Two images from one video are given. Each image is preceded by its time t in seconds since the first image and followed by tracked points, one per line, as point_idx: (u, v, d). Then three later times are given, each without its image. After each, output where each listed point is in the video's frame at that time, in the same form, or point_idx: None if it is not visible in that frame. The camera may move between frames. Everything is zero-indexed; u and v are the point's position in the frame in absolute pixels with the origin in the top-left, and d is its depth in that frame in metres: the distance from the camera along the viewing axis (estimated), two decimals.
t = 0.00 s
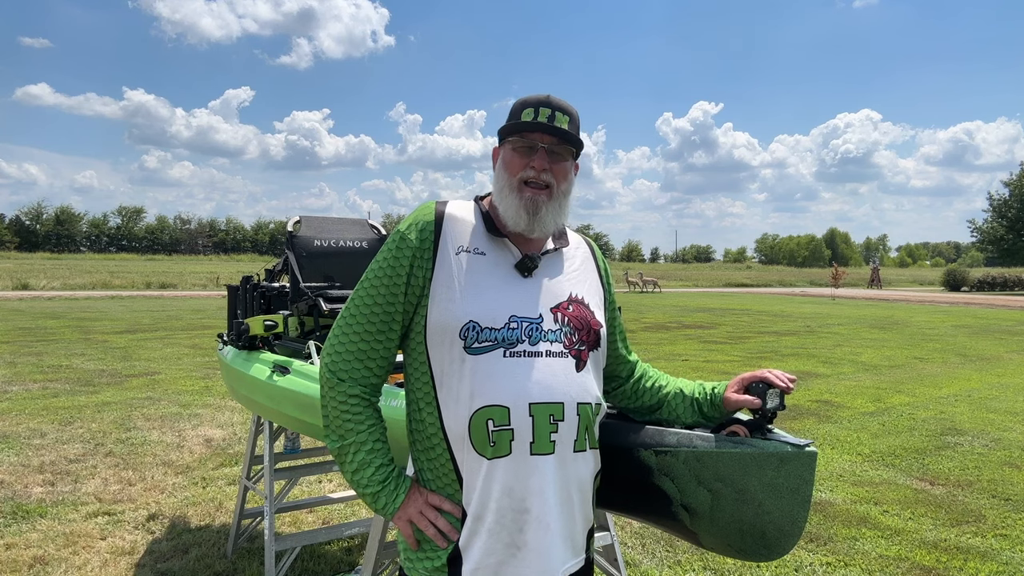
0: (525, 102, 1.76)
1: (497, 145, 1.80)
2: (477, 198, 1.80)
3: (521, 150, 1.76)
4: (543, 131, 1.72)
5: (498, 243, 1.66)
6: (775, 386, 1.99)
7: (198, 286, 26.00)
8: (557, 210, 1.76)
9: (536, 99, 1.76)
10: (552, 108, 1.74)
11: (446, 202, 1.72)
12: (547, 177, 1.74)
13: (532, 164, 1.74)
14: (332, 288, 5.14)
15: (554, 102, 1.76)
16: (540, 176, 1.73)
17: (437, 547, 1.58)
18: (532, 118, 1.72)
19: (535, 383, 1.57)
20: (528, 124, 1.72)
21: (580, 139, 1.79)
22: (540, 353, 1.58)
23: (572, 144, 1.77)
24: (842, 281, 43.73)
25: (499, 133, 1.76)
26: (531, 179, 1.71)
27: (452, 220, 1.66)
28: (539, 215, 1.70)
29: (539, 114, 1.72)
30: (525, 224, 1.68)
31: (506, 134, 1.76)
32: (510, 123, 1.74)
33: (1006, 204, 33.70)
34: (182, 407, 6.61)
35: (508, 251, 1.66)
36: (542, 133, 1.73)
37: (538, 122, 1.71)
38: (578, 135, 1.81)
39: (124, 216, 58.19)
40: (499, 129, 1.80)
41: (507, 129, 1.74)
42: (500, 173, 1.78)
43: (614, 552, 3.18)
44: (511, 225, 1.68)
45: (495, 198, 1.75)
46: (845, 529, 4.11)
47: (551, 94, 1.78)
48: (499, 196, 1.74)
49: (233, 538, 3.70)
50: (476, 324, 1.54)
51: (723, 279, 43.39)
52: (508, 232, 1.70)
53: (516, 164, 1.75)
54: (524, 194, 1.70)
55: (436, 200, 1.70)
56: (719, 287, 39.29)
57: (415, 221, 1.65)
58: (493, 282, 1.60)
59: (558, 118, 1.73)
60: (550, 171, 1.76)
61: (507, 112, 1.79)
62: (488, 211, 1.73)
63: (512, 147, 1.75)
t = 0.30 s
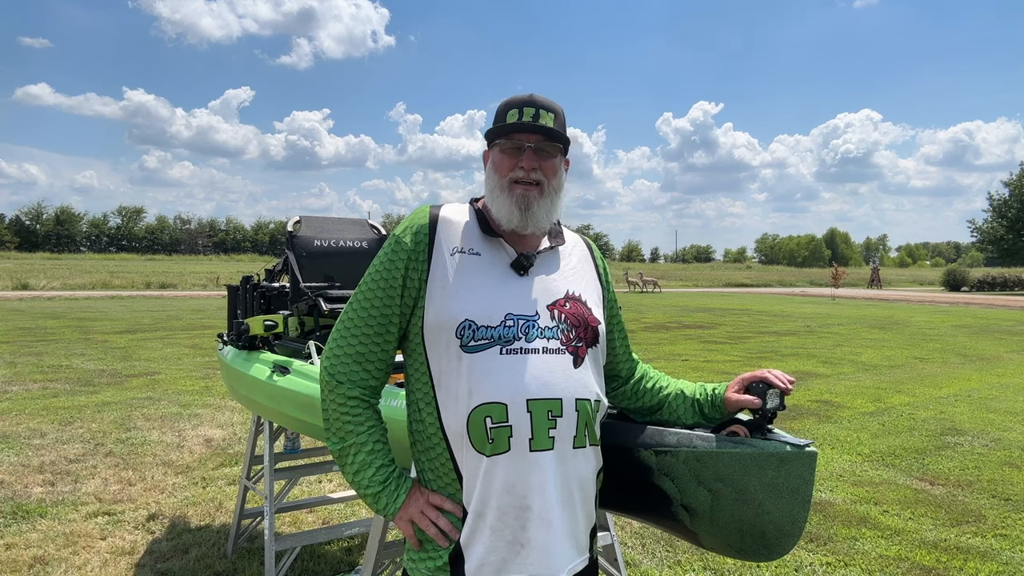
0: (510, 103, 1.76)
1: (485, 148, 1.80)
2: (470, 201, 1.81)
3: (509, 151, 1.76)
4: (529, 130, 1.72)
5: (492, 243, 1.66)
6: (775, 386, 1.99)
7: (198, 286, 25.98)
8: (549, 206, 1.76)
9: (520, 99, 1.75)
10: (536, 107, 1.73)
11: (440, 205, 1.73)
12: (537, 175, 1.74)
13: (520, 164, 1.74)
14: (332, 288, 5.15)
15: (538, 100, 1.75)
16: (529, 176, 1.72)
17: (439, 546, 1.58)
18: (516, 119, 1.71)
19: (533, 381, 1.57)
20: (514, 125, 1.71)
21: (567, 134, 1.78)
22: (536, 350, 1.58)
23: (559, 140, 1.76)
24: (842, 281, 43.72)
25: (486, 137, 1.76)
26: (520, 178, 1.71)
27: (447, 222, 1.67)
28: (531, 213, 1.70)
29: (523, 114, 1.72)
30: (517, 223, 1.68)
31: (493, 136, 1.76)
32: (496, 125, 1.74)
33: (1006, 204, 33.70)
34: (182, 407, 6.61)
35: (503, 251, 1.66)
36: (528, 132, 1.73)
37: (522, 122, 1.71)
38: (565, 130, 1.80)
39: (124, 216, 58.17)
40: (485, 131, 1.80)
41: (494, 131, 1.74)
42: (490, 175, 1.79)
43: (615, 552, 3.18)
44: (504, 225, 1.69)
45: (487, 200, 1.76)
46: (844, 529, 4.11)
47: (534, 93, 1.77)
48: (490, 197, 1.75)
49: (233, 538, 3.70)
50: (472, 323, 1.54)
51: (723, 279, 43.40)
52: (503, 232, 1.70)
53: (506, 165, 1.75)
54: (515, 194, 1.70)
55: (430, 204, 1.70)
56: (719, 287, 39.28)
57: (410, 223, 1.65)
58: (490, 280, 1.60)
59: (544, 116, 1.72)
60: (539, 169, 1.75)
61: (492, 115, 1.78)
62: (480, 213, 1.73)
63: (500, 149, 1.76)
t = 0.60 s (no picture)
0: (516, 105, 1.75)
1: (490, 148, 1.80)
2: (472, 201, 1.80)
3: (514, 153, 1.76)
4: (535, 134, 1.71)
5: (493, 244, 1.66)
6: (775, 386, 1.99)
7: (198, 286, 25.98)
8: (553, 210, 1.76)
9: (527, 102, 1.75)
10: (543, 110, 1.73)
11: (441, 206, 1.73)
12: (541, 179, 1.74)
13: (526, 167, 1.74)
14: (332, 288, 5.17)
15: (545, 104, 1.75)
16: (534, 180, 1.73)
17: (434, 544, 1.58)
18: (523, 122, 1.70)
19: (530, 383, 1.57)
20: (520, 128, 1.71)
21: (573, 139, 1.78)
22: (534, 353, 1.58)
23: (565, 146, 1.76)
24: (842, 281, 43.71)
25: (492, 138, 1.76)
26: (525, 182, 1.71)
27: (447, 224, 1.66)
28: (535, 216, 1.70)
29: (530, 117, 1.71)
30: (521, 225, 1.68)
31: (500, 138, 1.75)
32: (503, 127, 1.73)
33: (1006, 204, 33.68)
34: (182, 407, 6.61)
35: (503, 253, 1.66)
36: (534, 136, 1.72)
37: (529, 126, 1.70)
38: (571, 134, 1.79)
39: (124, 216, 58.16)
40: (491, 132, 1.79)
41: (501, 133, 1.74)
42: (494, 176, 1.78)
43: (615, 552, 3.18)
44: (507, 227, 1.69)
45: (490, 201, 1.75)
46: (844, 529, 4.11)
47: (542, 96, 1.77)
48: (494, 199, 1.75)
49: (233, 538, 3.70)
50: (470, 325, 1.54)
51: (723, 279, 43.40)
52: (505, 233, 1.70)
53: (510, 168, 1.75)
54: (519, 196, 1.70)
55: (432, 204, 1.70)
56: (720, 287, 39.27)
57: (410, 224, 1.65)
58: (489, 283, 1.60)
59: (551, 120, 1.72)
60: (544, 174, 1.75)
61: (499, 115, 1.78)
62: (482, 214, 1.73)
63: (505, 151, 1.76)
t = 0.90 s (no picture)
0: (532, 105, 1.74)
1: (501, 145, 1.80)
2: (475, 198, 1.80)
3: (525, 154, 1.75)
4: (549, 138, 1.71)
5: (494, 244, 1.66)
6: (776, 385, 2.00)
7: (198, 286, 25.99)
8: (557, 216, 1.75)
9: (545, 104, 1.74)
10: (560, 116, 1.72)
11: (442, 202, 1.72)
12: (549, 184, 1.74)
13: (535, 171, 1.74)
14: (332, 288, 5.18)
15: (562, 109, 1.75)
16: (541, 184, 1.73)
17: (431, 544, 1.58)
18: (538, 124, 1.70)
19: (529, 384, 1.58)
20: (535, 131, 1.70)
21: (585, 149, 1.78)
22: (536, 354, 1.60)
23: (576, 155, 1.76)
24: (842, 281, 43.71)
25: (504, 136, 1.75)
26: (533, 185, 1.71)
27: (448, 221, 1.66)
28: (539, 219, 1.69)
29: (546, 120, 1.71)
30: (524, 227, 1.67)
31: (512, 137, 1.75)
32: (517, 126, 1.73)
33: (1006, 204, 33.69)
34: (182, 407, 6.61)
35: (503, 252, 1.66)
36: (547, 140, 1.72)
37: (543, 129, 1.70)
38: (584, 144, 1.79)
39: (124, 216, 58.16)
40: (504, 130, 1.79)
41: (514, 133, 1.74)
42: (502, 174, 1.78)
43: (614, 552, 3.18)
44: (509, 228, 1.68)
45: (495, 199, 1.75)
46: (844, 529, 4.11)
47: (560, 101, 1.77)
48: (499, 197, 1.74)
49: (233, 539, 3.69)
50: (470, 324, 1.55)
51: (723, 279, 43.40)
52: (506, 233, 1.69)
53: (519, 169, 1.75)
54: (525, 198, 1.69)
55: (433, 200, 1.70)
56: (720, 287, 39.26)
57: (411, 220, 1.64)
58: (489, 282, 1.60)
59: (565, 126, 1.72)
60: (552, 180, 1.75)
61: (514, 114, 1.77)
62: (486, 212, 1.72)
63: (517, 151, 1.75)
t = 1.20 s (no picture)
0: (541, 107, 1.75)
1: (506, 144, 1.79)
2: (475, 197, 1.79)
3: (529, 156, 1.75)
4: (555, 142, 1.71)
5: (492, 243, 1.66)
6: (775, 385, 2.00)
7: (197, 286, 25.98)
8: (556, 220, 1.75)
9: (555, 108, 1.74)
10: (568, 121, 1.73)
11: (442, 200, 1.72)
12: (551, 188, 1.74)
13: (538, 173, 1.74)
14: (332, 288, 5.19)
15: (570, 115, 1.75)
16: (543, 187, 1.73)
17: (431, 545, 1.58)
18: (546, 127, 1.71)
19: (529, 382, 1.58)
20: (542, 133, 1.71)
21: (590, 156, 1.78)
22: (537, 352, 1.60)
23: (580, 160, 1.76)
24: (842, 281, 43.70)
25: (511, 136, 1.75)
26: (535, 187, 1.71)
27: (447, 219, 1.66)
28: (538, 222, 1.69)
29: (554, 124, 1.71)
30: (523, 228, 1.67)
31: (518, 137, 1.75)
32: (523, 127, 1.73)
33: (1006, 204, 33.70)
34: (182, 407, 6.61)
35: (502, 251, 1.66)
36: (553, 144, 1.73)
37: (550, 133, 1.70)
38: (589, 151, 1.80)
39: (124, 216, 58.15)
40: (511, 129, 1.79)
41: (520, 133, 1.74)
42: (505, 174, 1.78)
43: (614, 552, 3.18)
44: (508, 228, 1.68)
45: (496, 198, 1.74)
46: (844, 529, 4.11)
47: (569, 106, 1.77)
48: (500, 196, 1.73)
49: (233, 539, 3.69)
50: (470, 323, 1.55)
51: (723, 279, 43.40)
52: (504, 233, 1.69)
53: (522, 170, 1.74)
54: (526, 200, 1.69)
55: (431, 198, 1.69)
56: (719, 287, 39.24)
57: (410, 219, 1.64)
58: (489, 281, 1.61)
59: (572, 132, 1.72)
60: (555, 183, 1.75)
61: (522, 114, 1.77)
62: (486, 211, 1.72)
63: (522, 151, 1.75)
